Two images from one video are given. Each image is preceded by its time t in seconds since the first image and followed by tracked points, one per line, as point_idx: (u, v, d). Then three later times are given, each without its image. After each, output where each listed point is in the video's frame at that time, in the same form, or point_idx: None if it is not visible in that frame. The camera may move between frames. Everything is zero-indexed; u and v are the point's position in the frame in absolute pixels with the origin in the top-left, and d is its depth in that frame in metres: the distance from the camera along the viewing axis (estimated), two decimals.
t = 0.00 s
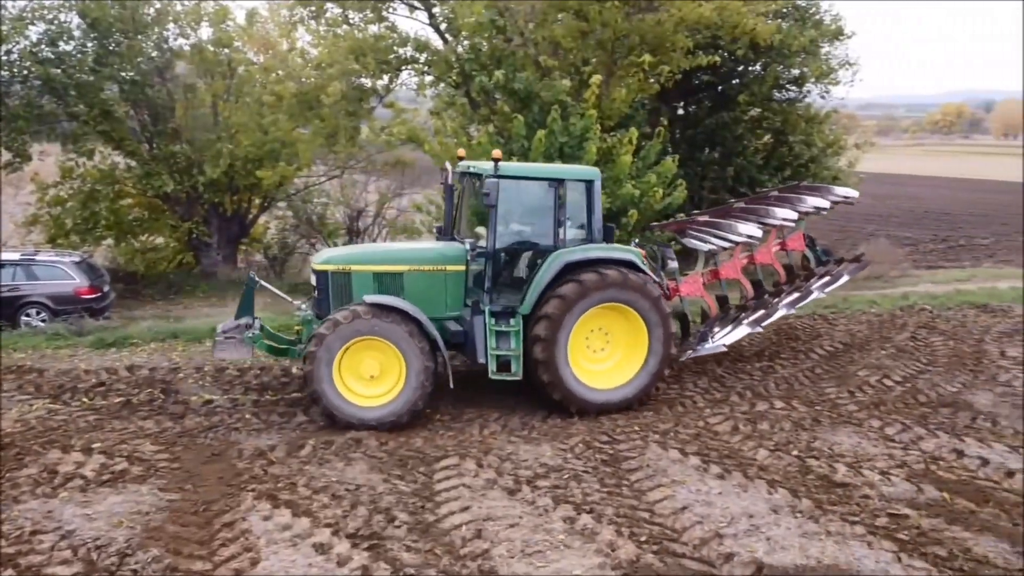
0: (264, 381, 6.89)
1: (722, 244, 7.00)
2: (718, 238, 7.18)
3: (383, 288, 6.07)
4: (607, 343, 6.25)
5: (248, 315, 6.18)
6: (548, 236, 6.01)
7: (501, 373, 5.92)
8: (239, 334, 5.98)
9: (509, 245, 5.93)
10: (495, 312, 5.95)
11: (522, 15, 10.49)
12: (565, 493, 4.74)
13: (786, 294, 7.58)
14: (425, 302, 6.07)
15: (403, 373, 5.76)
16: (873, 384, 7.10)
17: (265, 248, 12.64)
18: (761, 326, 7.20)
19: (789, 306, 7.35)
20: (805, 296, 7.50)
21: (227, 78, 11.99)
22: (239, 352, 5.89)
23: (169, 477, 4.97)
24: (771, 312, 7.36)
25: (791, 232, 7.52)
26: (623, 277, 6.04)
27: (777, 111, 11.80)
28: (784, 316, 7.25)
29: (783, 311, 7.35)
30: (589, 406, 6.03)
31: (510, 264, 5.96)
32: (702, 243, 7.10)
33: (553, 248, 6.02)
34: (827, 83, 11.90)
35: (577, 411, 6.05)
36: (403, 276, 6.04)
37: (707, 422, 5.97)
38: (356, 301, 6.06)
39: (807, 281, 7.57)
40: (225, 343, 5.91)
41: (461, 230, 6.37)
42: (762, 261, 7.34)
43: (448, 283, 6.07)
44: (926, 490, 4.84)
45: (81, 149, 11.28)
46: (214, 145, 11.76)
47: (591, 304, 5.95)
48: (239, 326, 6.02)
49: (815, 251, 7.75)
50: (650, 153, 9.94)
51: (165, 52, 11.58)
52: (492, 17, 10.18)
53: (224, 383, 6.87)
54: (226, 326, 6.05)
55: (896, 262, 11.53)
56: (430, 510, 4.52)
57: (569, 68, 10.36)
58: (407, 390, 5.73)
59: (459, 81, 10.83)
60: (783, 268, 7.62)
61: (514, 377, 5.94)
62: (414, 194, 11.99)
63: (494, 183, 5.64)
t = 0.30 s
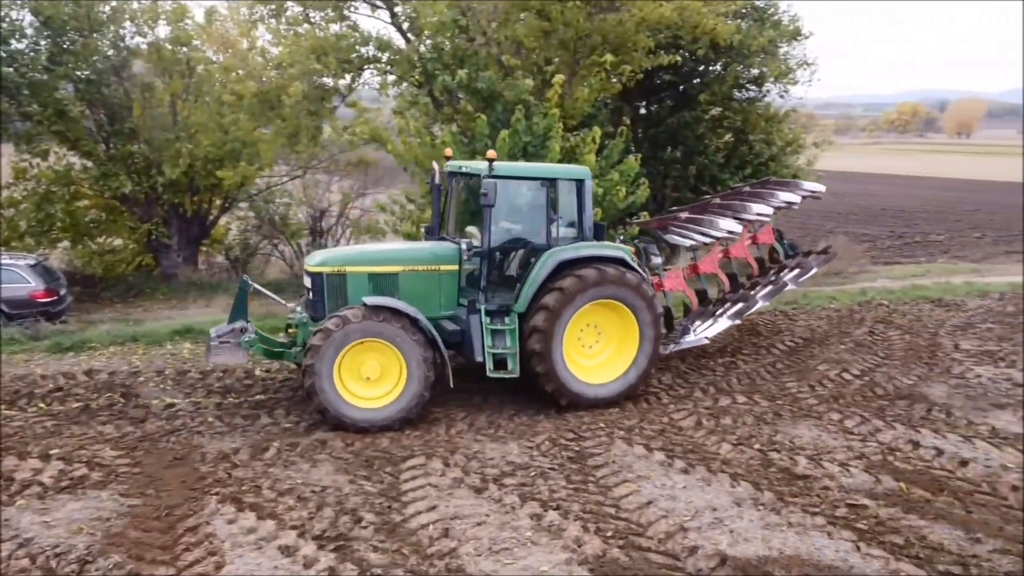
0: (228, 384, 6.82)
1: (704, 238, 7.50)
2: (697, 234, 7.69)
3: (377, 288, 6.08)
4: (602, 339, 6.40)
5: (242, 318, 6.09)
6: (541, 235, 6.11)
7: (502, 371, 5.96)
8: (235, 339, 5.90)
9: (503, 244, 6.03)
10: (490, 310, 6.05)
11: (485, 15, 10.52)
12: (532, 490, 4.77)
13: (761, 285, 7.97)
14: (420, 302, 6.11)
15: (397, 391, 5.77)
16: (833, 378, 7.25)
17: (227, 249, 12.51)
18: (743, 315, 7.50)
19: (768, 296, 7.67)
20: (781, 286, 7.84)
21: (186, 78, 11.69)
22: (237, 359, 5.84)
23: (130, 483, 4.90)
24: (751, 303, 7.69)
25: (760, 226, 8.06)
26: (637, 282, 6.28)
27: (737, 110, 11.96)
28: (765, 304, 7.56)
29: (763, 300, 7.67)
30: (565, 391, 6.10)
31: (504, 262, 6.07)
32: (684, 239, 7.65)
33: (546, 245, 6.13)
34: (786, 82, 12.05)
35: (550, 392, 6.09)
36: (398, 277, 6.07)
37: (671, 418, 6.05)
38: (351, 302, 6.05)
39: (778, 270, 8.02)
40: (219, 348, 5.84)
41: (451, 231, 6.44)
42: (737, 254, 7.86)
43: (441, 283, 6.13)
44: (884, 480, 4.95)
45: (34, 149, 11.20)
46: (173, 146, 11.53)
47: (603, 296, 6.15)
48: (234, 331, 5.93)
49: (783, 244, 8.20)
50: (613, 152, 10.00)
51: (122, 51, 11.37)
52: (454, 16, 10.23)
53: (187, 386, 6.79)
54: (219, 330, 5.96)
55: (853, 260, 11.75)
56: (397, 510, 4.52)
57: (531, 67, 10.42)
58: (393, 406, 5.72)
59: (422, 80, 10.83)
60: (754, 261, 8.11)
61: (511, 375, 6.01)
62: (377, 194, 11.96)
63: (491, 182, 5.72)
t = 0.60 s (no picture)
0: (191, 386, 6.76)
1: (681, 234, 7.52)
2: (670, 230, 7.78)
3: (365, 287, 6.10)
4: (589, 334, 6.55)
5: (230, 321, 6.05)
6: (527, 233, 6.26)
7: (492, 367, 6.06)
8: (225, 342, 5.85)
9: (492, 242, 6.15)
10: (479, 307, 6.17)
11: (447, 15, 10.52)
12: (498, 487, 4.81)
13: (733, 277, 8.20)
14: (408, 300, 6.16)
15: (381, 400, 5.77)
16: (793, 371, 7.40)
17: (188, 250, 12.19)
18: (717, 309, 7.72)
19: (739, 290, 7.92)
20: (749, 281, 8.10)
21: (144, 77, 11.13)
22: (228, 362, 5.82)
23: (92, 487, 4.84)
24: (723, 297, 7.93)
25: (727, 222, 8.23)
26: (635, 290, 6.52)
27: (698, 110, 12.16)
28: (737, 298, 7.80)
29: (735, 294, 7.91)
30: (543, 371, 6.18)
31: (491, 261, 6.18)
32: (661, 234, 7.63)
33: (532, 243, 6.28)
34: (746, 82, 12.28)
35: (527, 368, 6.16)
36: (387, 275, 6.10)
37: (635, 414, 6.14)
38: (340, 302, 6.05)
39: (747, 263, 8.25)
40: (210, 351, 5.80)
41: (435, 229, 6.52)
42: (706, 248, 8.02)
43: (430, 281, 6.19)
44: (841, 470, 5.08)
45: None
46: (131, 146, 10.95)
47: (602, 295, 6.36)
48: (224, 334, 5.87)
49: (746, 239, 8.46)
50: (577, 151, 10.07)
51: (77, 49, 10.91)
52: (416, 16, 10.27)
53: (148, 389, 6.72)
54: (210, 332, 5.91)
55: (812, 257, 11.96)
56: (364, 509, 4.53)
57: (494, 67, 10.47)
58: (372, 411, 5.70)
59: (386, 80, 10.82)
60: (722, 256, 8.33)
61: (501, 371, 6.12)
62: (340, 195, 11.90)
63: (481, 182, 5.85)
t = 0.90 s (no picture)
0: (167, 387, 6.76)
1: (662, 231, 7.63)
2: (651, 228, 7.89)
3: (359, 287, 6.15)
4: (578, 333, 6.71)
5: (227, 319, 6.09)
6: (517, 231, 6.37)
7: (486, 363, 6.18)
8: (222, 340, 5.89)
9: (484, 241, 6.24)
10: (472, 304, 6.26)
11: (422, 15, 10.54)
12: (476, 483, 4.88)
13: (713, 275, 8.26)
14: (402, 298, 6.24)
15: (366, 399, 5.80)
16: (764, 367, 7.53)
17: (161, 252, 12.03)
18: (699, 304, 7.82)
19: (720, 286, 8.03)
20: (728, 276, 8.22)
21: (116, 77, 10.94)
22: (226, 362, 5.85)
23: (69, 488, 4.83)
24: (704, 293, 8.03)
25: (704, 221, 8.39)
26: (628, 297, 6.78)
27: (671, 109, 12.29)
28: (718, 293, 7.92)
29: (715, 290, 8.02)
30: (531, 352, 6.26)
31: (482, 259, 6.27)
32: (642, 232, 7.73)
33: (523, 241, 6.39)
34: (718, 82, 12.48)
35: (516, 347, 6.24)
36: (381, 274, 6.16)
37: (610, 410, 6.23)
38: (336, 300, 6.09)
39: (726, 261, 8.32)
40: (208, 350, 5.84)
41: (425, 229, 6.59)
42: (685, 247, 8.15)
43: (422, 279, 6.28)
44: (811, 462, 5.20)
45: None
46: (103, 146, 10.81)
47: (599, 295, 6.57)
48: (222, 333, 5.92)
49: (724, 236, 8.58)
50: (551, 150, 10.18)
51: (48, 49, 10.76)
52: (390, 16, 10.32)
53: (124, 390, 6.71)
54: (206, 331, 5.94)
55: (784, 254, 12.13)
56: (343, 506, 4.57)
57: (469, 67, 10.55)
58: (358, 409, 5.74)
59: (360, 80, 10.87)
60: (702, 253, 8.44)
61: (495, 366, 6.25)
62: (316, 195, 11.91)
63: (475, 180, 5.94)
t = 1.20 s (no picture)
0: (163, 384, 6.83)
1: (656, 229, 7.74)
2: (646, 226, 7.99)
3: (366, 284, 6.21)
4: (577, 329, 6.85)
5: (235, 317, 6.13)
6: (519, 228, 6.47)
7: (490, 358, 6.32)
8: (232, 336, 5.95)
9: (488, 238, 6.34)
10: (477, 301, 6.37)
11: (414, 15, 10.59)
12: (468, 476, 4.97)
13: (706, 271, 8.36)
14: (407, 296, 6.32)
15: (366, 393, 5.88)
16: (753, 363, 7.64)
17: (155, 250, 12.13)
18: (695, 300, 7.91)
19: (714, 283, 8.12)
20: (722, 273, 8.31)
21: (109, 76, 10.94)
22: (236, 357, 5.93)
23: (67, 483, 4.90)
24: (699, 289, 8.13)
25: (698, 217, 8.43)
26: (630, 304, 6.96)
27: (662, 109, 12.42)
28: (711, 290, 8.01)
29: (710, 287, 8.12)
30: (533, 338, 6.35)
31: (486, 256, 6.37)
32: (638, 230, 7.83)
33: (525, 239, 6.51)
34: (708, 82, 12.62)
35: (518, 330, 6.33)
36: (388, 271, 6.24)
37: (600, 405, 6.33)
38: (343, 297, 6.14)
39: (718, 258, 8.41)
40: (218, 346, 5.89)
41: (428, 227, 6.65)
42: (680, 243, 8.19)
43: (426, 277, 6.38)
44: (796, 455, 5.31)
45: None
46: (96, 146, 10.80)
47: (606, 294, 6.74)
48: (233, 329, 5.97)
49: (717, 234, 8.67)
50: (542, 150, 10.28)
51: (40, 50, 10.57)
52: (383, 17, 10.36)
53: (120, 388, 6.78)
54: (215, 328, 5.99)
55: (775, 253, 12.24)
56: (338, 499, 4.65)
57: (462, 67, 10.64)
58: (360, 403, 5.80)
59: (353, 80, 10.95)
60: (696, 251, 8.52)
61: (498, 361, 6.39)
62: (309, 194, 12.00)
63: (480, 179, 6.03)
